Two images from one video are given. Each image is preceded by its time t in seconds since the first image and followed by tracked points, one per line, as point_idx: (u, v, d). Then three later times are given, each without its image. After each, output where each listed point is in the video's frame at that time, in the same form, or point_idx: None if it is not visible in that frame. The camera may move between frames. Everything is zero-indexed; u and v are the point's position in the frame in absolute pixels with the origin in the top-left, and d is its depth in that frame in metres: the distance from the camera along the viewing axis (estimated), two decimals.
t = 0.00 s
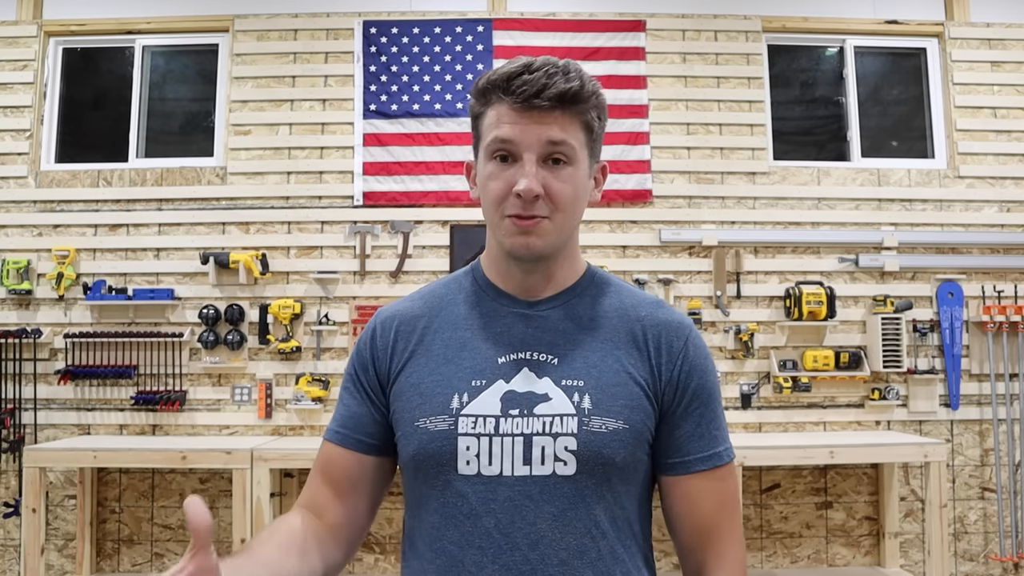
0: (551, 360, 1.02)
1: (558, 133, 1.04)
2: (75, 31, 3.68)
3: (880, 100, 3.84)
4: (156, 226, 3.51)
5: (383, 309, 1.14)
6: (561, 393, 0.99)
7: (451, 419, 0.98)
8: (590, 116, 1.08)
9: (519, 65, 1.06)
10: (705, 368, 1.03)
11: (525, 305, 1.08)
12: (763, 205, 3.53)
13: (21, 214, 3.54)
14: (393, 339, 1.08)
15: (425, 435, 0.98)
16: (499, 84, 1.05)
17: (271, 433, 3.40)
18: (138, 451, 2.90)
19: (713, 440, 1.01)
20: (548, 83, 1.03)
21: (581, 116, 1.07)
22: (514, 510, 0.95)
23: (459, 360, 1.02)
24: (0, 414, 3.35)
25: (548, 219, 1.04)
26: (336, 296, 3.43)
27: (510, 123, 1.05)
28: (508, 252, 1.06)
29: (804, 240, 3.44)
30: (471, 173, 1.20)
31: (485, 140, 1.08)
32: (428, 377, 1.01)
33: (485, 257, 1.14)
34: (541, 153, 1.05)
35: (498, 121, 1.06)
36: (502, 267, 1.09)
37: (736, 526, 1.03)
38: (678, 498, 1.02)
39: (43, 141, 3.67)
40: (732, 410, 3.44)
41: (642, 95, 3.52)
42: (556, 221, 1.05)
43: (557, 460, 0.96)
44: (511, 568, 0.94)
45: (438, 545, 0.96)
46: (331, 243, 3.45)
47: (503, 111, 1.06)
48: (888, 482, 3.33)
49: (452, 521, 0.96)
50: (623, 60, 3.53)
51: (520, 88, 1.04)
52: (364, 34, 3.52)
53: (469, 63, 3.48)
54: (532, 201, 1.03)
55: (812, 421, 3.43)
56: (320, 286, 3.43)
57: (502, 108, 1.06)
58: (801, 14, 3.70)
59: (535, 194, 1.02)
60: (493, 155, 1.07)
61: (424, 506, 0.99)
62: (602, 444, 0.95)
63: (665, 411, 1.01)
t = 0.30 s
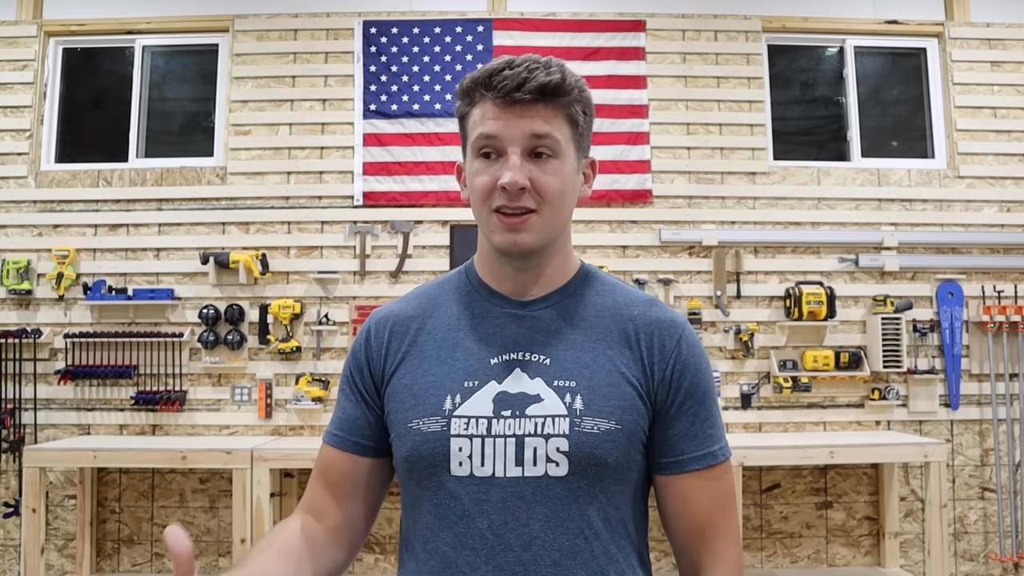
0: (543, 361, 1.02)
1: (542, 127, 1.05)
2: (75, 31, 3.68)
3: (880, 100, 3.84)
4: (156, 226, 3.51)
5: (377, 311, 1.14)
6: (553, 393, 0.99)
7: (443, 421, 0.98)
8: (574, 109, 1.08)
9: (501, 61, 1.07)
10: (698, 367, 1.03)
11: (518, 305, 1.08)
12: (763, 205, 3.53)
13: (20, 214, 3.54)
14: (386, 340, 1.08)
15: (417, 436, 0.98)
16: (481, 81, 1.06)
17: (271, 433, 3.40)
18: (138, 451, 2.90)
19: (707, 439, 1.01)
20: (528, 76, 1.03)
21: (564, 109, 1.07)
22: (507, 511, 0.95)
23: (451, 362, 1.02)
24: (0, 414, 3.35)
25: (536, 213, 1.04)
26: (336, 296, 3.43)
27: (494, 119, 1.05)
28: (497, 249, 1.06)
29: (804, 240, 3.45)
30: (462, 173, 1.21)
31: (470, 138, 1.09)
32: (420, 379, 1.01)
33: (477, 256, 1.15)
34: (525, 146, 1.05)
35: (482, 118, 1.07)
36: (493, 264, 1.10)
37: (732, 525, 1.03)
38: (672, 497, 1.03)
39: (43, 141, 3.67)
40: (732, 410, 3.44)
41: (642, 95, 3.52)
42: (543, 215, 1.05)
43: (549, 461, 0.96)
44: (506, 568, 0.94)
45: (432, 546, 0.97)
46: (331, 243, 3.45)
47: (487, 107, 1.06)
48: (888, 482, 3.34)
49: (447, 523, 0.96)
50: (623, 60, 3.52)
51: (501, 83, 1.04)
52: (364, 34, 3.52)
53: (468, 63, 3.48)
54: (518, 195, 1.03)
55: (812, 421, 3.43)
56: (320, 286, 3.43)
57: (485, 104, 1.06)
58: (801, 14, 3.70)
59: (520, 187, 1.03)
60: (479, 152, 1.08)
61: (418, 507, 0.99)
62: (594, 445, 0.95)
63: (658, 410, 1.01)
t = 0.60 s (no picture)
0: (544, 360, 1.02)
1: (566, 130, 1.06)
2: (75, 31, 3.68)
3: (880, 100, 3.84)
4: (157, 226, 3.51)
5: (377, 310, 1.14)
6: (554, 392, 0.99)
7: (444, 420, 0.97)
8: (594, 117, 1.11)
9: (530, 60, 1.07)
10: (697, 367, 1.04)
11: (520, 305, 1.08)
12: (763, 205, 3.53)
13: (21, 214, 3.54)
14: (388, 340, 1.07)
15: (418, 435, 0.97)
16: (510, 76, 1.06)
17: (271, 433, 3.40)
18: (138, 451, 2.90)
19: (706, 438, 1.01)
20: (560, 78, 1.04)
21: (585, 115, 1.09)
22: (507, 510, 0.95)
23: (452, 361, 1.02)
24: (0, 414, 3.35)
25: (553, 213, 1.05)
26: (336, 296, 3.43)
27: (520, 116, 1.05)
28: (510, 245, 1.05)
29: (804, 240, 3.44)
30: (468, 167, 1.20)
31: (491, 132, 1.08)
32: (421, 378, 1.01)
33: (480, 252, 1.13)
34: (548, 147, 1.05)
35: (506, 113, 1.06)
36: (502, 259, 1.09)
37: (730, 525, 1.03)
38: (671, 497, 1.02)
39: (44, 141, 3.68)
40: (732, 410, 3.43)
41: (642, 95, 3.52)
42: (560, 216, 1.05)
43: (550, 460, 0.96)
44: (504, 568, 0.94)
45: (431, 546, 0.97)
46: (331, 243, 3.45)
47: (513, 103, 1.06)
48: (888, 482, 3.33)
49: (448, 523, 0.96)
50: (623, 60, 3.53)
51: (532, 81, 1.04)
52: (364, 34, 3.52)
53: (469, 63, 3.48)
54: (540, 194, 1.03)
55: (812, 421, 3.43)
56: (320, 286, 3.43)
57: (512, 100, 1.06)
58: (801, 14, 3.69)
59: (543, 186, 1.03)
60: (499, 147, 1.07)
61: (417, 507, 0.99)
62: (595, 443, 0.95)
63: (658, 410, 1.01)
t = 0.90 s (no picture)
0: (547, 358, 1.02)
1: (565, 129, 1.06)
2: (75, 31, 3.68)
3: (880, 100, 3.84)
4: (156, 226, 3.51)
5: (379, 305, 1.14)
6: (556, 390, 0.99)
7: (447, 416, 0.97)
8: (593, 115, 1.11)
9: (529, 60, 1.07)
10: (697, 367, 1.04)
11: (521, 303, 1.08)
12: (763, 205, 3.53)
13: (20, 213, 3.54)
14: (390, 335, 1.07)
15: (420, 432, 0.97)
16: (508, 76, 1.06)
17: (271, 433, 3.40)
18: (139, 451, 2.90)
19: (707, 438, 1.01)
20: (558, 78, 1.04)
21: (584, 114, 1.09)
22: (509, 508, 0.95)
23: (455, 358, 1.02)
24: (0, 414, 3.35)
25: (552, 213, 1.05)
26: (336, 296, 3.43)
27: (519, 116, 1.05)
28: (509, 244, 1.06)
29: (804, 240, 3.45)
30: (468, 166, 1.20)
31: (490, 132, 1.08)
32: (423, 375, 1.01)
33: (480, 251, 1.14)
34: (547, 147, 1.06)
35: (505, 113, 1.06)
36: (501, 259, 1.09)
37: (729, 525, 1.03)
38: (671, 497, 1.02)
39: (43, 141, 3.67)
40: (732, 410, 3.44)
41: (642, 95, 3.52)
42: (559, 215, 1.05)
43: (553, 457, 0.96)
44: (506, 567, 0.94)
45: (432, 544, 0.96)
46: (331, 243, 3.45)
47: (511, 103, 1.06)
48: (888, 482, 3.34)
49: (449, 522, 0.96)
50: (623, 60, 3.52)
51: (531, 81, 1.04)
52: (364, 34, 3.52)
53: (469, 63, 3.48)
54: (538, 193, 1.03)
55: (812, 421, 3.43)
56: (320, 286, 3.43)
57: (511, 100, 1.06)
58: (801, 14, 3.70)
59: (542, 185, 1.03)
60: (498, 147, 1.07)
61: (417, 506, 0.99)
62: (597, 441, 0.96)
63: (659, 409, 1.02)
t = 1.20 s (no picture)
0: (547, 359, 1.02)
1: (559, 134, 1.05)
2: (75, 31, 3.68)
3: (880, 100, 3.84)
4: (156, 226, 3.51)
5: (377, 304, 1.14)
6: (556, 390, 0.99)
7: (447, 416, 0.97)
8: (590, 119, 1.10)
9: (523, 64, 1.07)
10: (697, 368, 1.04)
11: (520, 304, 1.08)
12: (763, 205, 3.53)
13: (20, 213, 3.54)
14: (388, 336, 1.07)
15: (419, 432, 0.97)
16: (502, 81, 1.06)
17: (271, 433, 3.40)
18: (138, 451, 2.90)
19: (706, 439, 1.01)
20: (552, 82, 1.04)
21: (580, 118, 1.08)
22: (509, 509, 0.95)
23: (454, 359, 1.02)
24: (0, 414, 3.35)
25: (547, 218, 1.04)
26: (336, 296, 3.43)
27: (512, 121, 1.05)
28: (504, 250, 1.05)
29: (804, 240, 3.44)
30: (467, 169, 1.20)
31: (485, 137, 1.08)
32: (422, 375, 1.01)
33: (478, 256, 1.14)
34: (541, 152, 1.05)
35: (499, 118, 1.06)
36: (497, 265, 1.09)
37: (730, 526, 1.03)
38: (671, 497, 1.02)
39: (43, 141, 3.68)
40: (732, 410, 3.43)
41: (642, 95, 3.52)
42: (554, 220, 1.05)
43: (552, 458, 0.96)
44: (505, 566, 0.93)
45: (431, 545, 0.96)
46: (331, 243, 3.45)
47: (506, 109, 1.06)
48: (888, 482, 3.33)
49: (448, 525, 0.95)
50: (623, 60, 3.53)
51: (524, 86, 1.04)
52: (364, 34, 3.52)
53: (469, 63, 3.48)
54: (532, 199, 1.03)
55: (812, 421, 3.43)
56: (320, 286, 3.43)
57: (505, 106, 1.06)
58: (801, 14, 3.70)
59: (535, 191, 1.03)
60: (492, 153, 1.07)
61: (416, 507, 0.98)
62: (597, 442, 0.96)
63: (658, 411, 1.02)
